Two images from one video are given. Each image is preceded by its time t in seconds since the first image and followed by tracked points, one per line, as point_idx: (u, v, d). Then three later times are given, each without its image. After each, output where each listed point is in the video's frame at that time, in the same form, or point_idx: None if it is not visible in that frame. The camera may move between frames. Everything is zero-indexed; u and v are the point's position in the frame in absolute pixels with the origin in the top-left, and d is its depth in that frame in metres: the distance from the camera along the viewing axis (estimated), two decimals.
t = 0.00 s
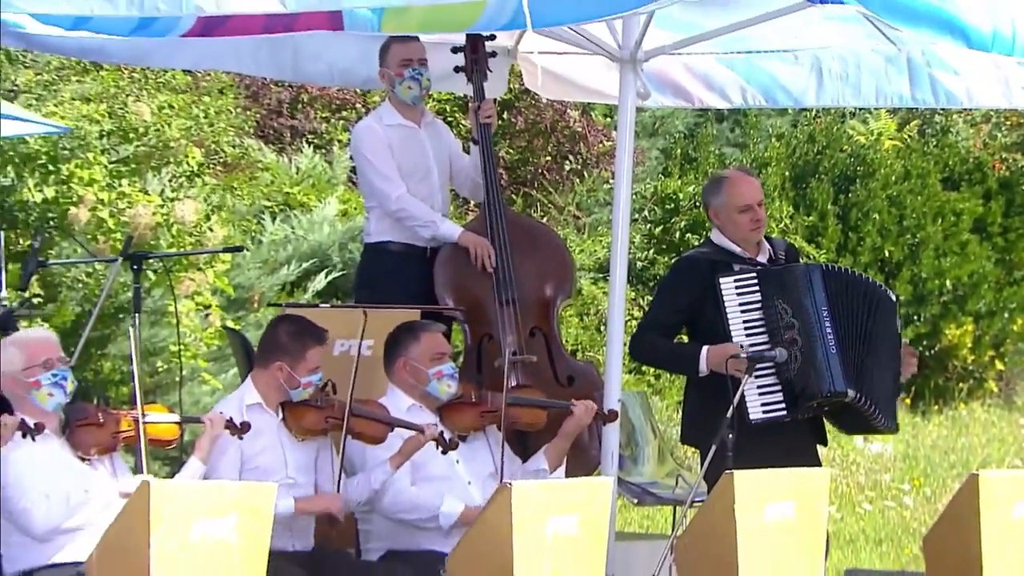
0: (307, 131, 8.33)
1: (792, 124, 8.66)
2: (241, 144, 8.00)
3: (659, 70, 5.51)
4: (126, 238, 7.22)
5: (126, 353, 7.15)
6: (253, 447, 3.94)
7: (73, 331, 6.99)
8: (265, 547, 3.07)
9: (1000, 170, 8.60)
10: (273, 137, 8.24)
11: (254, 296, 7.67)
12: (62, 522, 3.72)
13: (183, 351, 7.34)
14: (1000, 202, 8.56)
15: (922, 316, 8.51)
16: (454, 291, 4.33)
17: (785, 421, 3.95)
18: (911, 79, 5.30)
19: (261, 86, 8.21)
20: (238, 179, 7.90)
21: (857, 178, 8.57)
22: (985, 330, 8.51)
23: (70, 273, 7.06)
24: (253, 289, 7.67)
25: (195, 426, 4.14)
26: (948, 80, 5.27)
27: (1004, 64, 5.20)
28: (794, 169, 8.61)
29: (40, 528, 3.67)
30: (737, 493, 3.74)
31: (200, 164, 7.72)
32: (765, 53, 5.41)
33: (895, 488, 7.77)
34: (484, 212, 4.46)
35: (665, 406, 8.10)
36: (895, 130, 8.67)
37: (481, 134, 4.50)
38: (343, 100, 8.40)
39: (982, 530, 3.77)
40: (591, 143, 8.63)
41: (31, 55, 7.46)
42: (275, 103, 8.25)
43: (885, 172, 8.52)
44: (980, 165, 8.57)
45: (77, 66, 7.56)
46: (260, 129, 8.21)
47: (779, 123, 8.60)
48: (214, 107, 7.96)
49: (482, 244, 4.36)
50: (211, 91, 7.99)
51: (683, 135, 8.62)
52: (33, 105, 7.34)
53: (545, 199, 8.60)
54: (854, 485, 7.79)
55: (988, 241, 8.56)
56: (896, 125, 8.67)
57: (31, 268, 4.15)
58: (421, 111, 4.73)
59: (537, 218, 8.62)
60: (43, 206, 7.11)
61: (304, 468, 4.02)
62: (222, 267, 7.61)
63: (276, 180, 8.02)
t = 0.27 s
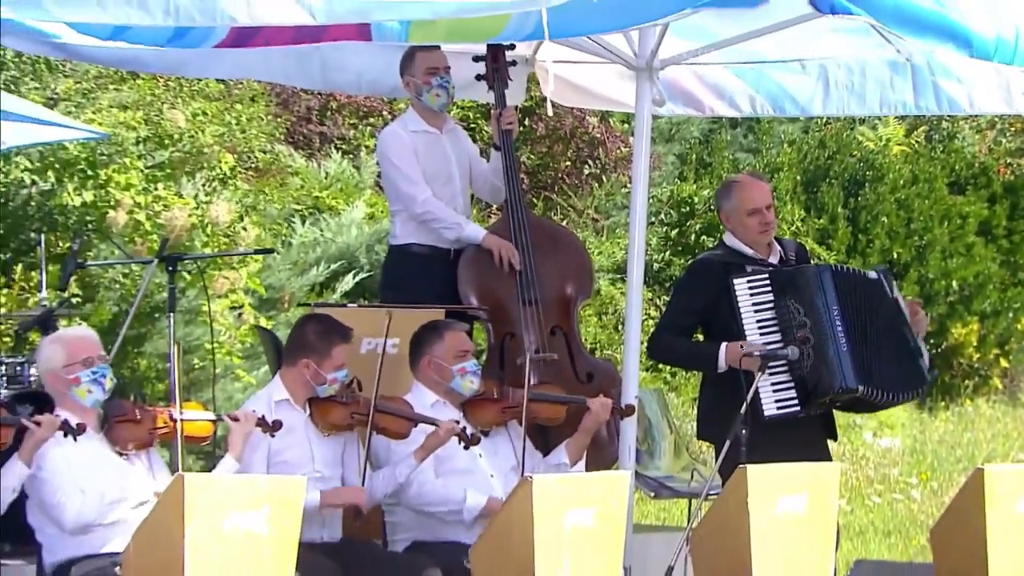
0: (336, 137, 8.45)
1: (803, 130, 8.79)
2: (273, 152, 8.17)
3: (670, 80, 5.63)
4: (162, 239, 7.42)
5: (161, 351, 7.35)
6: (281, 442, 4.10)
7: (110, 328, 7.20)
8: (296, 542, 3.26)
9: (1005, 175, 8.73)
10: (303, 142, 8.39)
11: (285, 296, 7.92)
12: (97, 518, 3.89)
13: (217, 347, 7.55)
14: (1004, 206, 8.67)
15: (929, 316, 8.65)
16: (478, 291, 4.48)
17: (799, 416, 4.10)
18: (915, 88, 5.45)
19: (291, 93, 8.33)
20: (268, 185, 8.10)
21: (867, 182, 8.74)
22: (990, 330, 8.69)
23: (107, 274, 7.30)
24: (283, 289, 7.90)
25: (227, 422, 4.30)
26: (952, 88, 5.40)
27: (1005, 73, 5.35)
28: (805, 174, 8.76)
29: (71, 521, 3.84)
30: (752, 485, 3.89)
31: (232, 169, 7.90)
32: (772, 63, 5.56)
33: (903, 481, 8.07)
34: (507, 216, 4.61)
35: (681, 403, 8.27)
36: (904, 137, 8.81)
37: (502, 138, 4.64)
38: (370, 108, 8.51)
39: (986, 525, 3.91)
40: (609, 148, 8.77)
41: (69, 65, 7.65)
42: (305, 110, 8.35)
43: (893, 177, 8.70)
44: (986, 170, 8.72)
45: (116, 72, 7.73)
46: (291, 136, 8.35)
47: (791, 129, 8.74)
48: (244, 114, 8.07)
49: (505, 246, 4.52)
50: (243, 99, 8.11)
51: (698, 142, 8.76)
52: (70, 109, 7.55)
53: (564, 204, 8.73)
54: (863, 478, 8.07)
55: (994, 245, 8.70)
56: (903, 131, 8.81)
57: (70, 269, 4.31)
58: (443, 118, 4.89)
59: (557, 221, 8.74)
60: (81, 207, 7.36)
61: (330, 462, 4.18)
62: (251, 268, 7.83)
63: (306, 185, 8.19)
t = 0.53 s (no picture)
0: (359, 142, 8.75)
1: (811, 135, 9.27)
2: (298, 157, 8.43)
3: (681, 84, 5.78)
4: (191, 241, 7.71)
5: (190, 349, 7.71)
6: (306, 438, 4.24)
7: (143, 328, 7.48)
8: (319, 535, 3.44)
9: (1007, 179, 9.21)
10: (328, 147, 8.67)
11: (310, 296, 8.20)
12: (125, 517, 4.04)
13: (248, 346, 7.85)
14: (1007, 208, 9.15)
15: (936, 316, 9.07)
16: (497, 292, 4.60)
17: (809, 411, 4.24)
18: (919, 92, 5.59)
19: (317, 99, 8.60)
20: (295, 188, 8.36)
21: (873, 186, 9.18)
22: (994, 328, 9.19)
23: (139, 274, 7.57)
24: (309, 290, 8.20)
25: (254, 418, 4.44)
26: (954, 92, 5.55)
27: (1007, 78, 5.48)
28: (814, 178, 9.20)
29: (100, 517, 3.99)
30: (762, 478, 4.03)
31: (260, 173, 8.18)
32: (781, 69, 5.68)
33: (908, 474, 8.63)
34: (523, 218, 4.76)
35: (694, 399, 8.47)
36: (909, 141, 9.29)
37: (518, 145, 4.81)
38: (394, 113, 8.84)
39: (990, 520, 4.04)
40: (624, 152, 9.04)
41: (104, 73, 7.89)
42: (330, 116, 8.66)
43: (900, 180, 9.14)
44: (989, 173, 9.20)
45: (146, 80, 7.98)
46: (315, 140, 8.62)
47: (800, 134, 9.21)
48: (272, 119, 8.39)
49: (523, 247, 4.66)
50: (270, 105, 8.43)
51: (709, 146, 9.18)
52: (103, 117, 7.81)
53: (581, 206, 8.99)
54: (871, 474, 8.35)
55: (995, 246, 9.19)
56: (909, 136, 9.28)
57: (102, 270, 4.46)
58: (458, 124, 5.03)
59: (573, 223, 8.99)
60: (115, 210, 7.63)
61: (354, 457, 4.31)
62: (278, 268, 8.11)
63: (330, 188, 8.48)
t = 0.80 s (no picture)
0: (383, 147, 9.28)
1: (819, 140, 9.73)
2: (327, 163, 8.92)
3: (693, 92, 5.98)
4: (223, 243, 7.96)
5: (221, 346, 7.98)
6: (330, 431, 4.38)
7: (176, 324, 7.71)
8: (347, 520, 3.63)
9: (1007, 182, 9.63)
10: (353, 151, 9.20)
11: (336, 295, 8.62)
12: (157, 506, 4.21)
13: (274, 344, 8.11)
14: (1007, 211, 9.56)
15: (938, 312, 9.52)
16: (515, 292, 4.79)
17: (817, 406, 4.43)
18: (922, 98, 5.75)
19: (342, 106, 9.12)
20: (321, 190, 8.83)
21: (878, 189, 9.62)
22: (994, 326, 9.53)
23: (172, 274, 7.81)
24: (336, 289, 8.62)
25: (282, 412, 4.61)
26: (958, 100, 5.66)
27: (1008, 85, 5.60)
28: (821, 181, 9.66)
29: (134, 507, 4.16)
30: (772, 472, 4.19)
31: (288, 177, 8.60)
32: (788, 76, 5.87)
33: (912, 468, 8.81)
34: (538, 221, 4.94)
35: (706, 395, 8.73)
36: (912, 146, 9.73)
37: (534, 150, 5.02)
38: (416, 120, 9.29)
39: (992, 513, 4.19)
40: (638, 157, 9.34)
41: (137, 81, 8.27)
42: (355, 122, 9.18)
43: (903, 183, 9.59)
44: (989, 176, 9.61)
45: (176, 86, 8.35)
46: (342, 145, 9.16)
47: (807, 140, 9.66)
48: (299, 126, 8.82)
49: (540, 247, 4.84)
50: (298, 111, 8.88)
51: (720, 151, 9.58)
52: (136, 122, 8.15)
53: (597, 209, 9.29)
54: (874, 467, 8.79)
55: (996, 246, 9.59)
56: (912, 141, 9.73)
57: (137, 270, 4.64)
58: (474, 129, 5.20)
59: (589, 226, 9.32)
60: (148, 212, 7.86)
61: (376, 449, 4.47)
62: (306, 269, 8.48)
63: (355, 191, 8.94)
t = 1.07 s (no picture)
0: (403, 153, 9.94)
1: (822, 145, 10.09)
2: (349, 167, 9.63)
3: (703, 96, 6.16)
4: (248, 244, 8.63)
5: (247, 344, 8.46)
6: (353, 425, 4.56)
7: (203, 321, 8.33)
8: (368, 511, 3.79)
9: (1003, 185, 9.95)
10: (374, 157, 9.88)
11: (357, 294, 9.11)
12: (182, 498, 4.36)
13: (298, 342, 8.67)
14: (1003, 214, 9.85)
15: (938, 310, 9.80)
16: (529, 291, 4.96)
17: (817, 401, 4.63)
18: (924, 105, 6.08)
19: (363, 113, 9.80)
20: (344, 194, 9.49)
21: (879, 193, 9.90)
22: (990, 324, 9.83)
23: (200, 275, 8.44)
24: (357, 287, 9.14)
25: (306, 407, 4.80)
26: (958, 106, 6.00)
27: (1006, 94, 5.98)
28: (824, 186, 9.98)
29: (160, 498, 4.32)
30: (776, 464, 4.36)
31: (312, 182, 9.27)
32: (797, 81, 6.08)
33: (912, 461, 9.06)
34: (551, 223, 5.15)
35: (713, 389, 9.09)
36: (912, 151, 10.08)
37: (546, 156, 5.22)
38: (434, 126, 9.94)
39: (989, 505, 4.35)
40: (648, 161, 9.75)
41: (168, 89, 8.97)
42: (376, 128, 9.84)
43: (903, 187, 9.87)
44: (985, 179, 9.93)
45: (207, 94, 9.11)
46: (364, 151, 9.85)
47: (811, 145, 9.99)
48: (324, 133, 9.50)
49: (555, 247, 5.02)
50: (321, 118, 9.55)
51: (727, 155, 10.00)
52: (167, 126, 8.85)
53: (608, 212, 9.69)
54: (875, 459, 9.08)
55: (992, 247, 9.88)
56: (911, 147, 10.08)
57: (166, 270, 4.83)
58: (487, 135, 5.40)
59: (602, 227, 9.75)
60: (178, 216, 8.55)
61: (397, 443, 4.66)
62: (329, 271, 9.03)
63: (375, 195, 9.60)
